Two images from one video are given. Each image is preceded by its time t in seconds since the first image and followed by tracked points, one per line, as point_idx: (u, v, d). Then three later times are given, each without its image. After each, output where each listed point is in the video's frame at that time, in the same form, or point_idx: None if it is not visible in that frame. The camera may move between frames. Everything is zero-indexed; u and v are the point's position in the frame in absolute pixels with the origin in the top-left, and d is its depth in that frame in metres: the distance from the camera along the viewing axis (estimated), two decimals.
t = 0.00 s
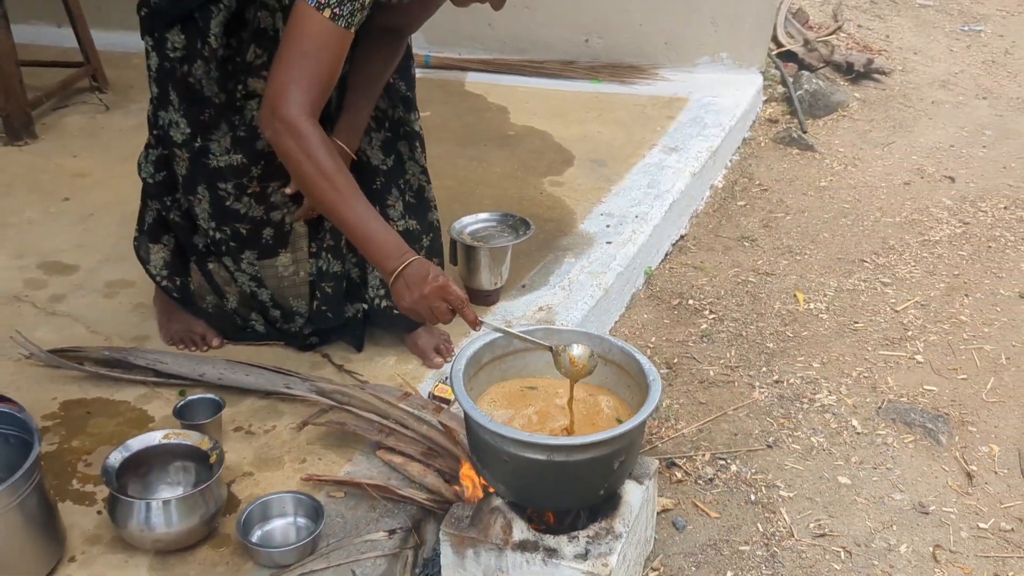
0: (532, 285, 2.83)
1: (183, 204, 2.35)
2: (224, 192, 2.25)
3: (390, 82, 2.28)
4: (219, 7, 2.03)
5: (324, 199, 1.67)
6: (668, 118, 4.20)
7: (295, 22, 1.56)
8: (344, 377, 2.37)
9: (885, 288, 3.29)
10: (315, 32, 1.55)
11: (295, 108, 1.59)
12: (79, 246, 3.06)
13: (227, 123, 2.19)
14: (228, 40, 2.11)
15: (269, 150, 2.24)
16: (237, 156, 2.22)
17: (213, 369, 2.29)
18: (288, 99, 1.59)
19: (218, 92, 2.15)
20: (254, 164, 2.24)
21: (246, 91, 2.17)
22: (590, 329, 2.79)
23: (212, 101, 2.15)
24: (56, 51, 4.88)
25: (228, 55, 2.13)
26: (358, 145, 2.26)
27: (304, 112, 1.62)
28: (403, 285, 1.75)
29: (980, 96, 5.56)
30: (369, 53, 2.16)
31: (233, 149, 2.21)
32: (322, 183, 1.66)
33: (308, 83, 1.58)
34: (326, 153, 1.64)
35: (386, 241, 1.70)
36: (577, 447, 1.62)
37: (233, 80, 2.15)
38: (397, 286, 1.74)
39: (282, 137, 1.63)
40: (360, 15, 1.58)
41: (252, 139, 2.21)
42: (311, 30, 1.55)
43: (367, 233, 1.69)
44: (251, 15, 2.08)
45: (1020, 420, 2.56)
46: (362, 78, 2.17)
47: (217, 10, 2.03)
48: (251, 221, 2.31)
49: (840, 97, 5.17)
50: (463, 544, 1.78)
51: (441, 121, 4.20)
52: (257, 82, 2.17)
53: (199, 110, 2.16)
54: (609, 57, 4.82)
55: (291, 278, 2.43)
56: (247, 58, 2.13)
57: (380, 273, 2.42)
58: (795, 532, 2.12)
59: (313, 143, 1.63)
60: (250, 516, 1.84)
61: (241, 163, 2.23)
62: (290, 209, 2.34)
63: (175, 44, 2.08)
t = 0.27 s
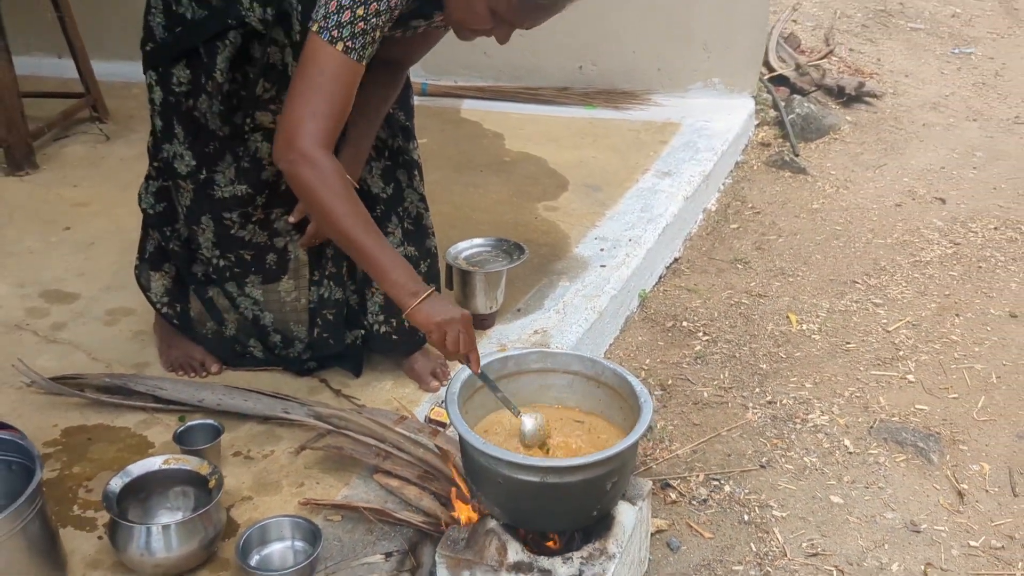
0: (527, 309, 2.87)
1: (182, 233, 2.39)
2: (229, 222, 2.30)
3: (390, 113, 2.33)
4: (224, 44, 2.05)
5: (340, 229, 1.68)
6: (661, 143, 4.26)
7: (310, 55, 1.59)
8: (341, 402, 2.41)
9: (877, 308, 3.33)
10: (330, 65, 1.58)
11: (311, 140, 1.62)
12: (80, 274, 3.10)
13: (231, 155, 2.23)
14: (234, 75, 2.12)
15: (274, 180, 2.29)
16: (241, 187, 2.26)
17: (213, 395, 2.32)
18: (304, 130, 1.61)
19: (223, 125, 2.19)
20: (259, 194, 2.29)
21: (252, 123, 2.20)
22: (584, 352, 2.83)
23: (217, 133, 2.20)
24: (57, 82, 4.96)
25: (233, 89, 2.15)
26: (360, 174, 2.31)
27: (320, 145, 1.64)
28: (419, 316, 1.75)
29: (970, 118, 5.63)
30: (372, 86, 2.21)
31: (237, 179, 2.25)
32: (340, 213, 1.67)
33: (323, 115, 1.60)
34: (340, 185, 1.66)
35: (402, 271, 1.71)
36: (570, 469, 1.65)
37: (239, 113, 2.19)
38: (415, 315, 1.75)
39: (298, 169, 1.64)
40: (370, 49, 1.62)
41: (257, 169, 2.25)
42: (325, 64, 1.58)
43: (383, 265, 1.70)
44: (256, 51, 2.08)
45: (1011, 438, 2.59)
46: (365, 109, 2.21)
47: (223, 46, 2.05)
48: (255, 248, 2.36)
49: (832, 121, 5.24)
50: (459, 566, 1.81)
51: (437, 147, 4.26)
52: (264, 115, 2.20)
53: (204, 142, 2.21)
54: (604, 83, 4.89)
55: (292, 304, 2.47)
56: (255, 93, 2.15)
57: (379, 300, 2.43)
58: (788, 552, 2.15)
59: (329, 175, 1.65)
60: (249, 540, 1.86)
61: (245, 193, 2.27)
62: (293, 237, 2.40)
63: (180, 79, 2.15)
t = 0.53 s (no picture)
0: (522, 332, 2.88)
1: (179, 260, 2.42)
2: (230, 250, 2.31)
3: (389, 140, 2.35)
4: (226, 74, 2.06)
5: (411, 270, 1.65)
6: (654, 166, 4.30)
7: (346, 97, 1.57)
8: (336, 427, 2.42)
9: (870, 329, 3.35)
10: (373, 100, 1.56)
11: (371, 180, 1.59)
12: (75, 301, 3.12)
13: (232, 184, 2.26)
14: (236, 106, 2.14)
15: (274, 209, 2.31)
16: (241, 216, 2.27)
17: (207, 421, 2.33)
18: (361, 174, 1.58)
19: (224, 154, 2.22)
20: (259, 223, 2.31)
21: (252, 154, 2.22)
22: (579, 375, 2.84)
23: (218, 162, 2.23)
24: (54, 109, 4.99)
25: (235, 119, 2.17)
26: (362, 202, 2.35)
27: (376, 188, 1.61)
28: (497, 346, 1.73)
29: (961, 140, 5.68)
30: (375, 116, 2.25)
31: (238, 209, 2.27)
32: (409, 252, 1.64)
33: (375, 152, 1.58)
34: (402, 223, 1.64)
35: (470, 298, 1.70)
36: (564, 491, 1.66)
37: (242, 143, 2.21)
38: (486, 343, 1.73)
39: (363, 214, 1.61)
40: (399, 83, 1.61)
41: (258, 199, 2.26)
42: (367, 100, 1.56)
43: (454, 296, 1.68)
44: (258, 83, 2.09)
45: (1006, 458, 2.60)
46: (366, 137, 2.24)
47: (225, 77, 2.07)
48: (255, 274, 2.37)
49: (824, 143, 5.28)
50: None
51: (432, 172, 4.29)
52: (268, 150, 2.18)
53: (205, 171, 2.25)
54: (598, 107, 4.93)
55: (291, 333, 2.46)
56: (264, 126, 2.13)
57: (379, 326, 2.44)
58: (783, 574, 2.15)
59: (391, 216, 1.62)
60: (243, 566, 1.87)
61: (246, 222, 2.28)
62: (293, 265, 2.42)
63: (182, 109, 2.19)
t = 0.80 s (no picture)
0: (516, 369, 2.91)
1: (175, 304, 2.45)
2: (226, 294, 2.34)
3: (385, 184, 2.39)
4: (225, 124, 2.12)
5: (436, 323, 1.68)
6: (645, 201, 4.35)
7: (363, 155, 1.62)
8: (332, 468, 2.43)
9: (861, 361, 3.39)
10: (388, 154, 1.62)
11: (393, 232, 1.62)
12: (71, 343, 3.14)
13: (229, 230, 2.29)
14: (236, 154, 2.18)
15: (270, 254, 2.33)
16: (238, 260, 2.30)
17: (204, 463, 2.34)
18: (383, 227, 1.62)
19: (221, 201, 2.25)
20: (256, 268, 2.33)
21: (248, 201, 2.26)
22: (573, 412, 2.86)
23: (215, 208, 2.27)
24: (50, 150, 5.04)
25: (235, 167, 2.21)
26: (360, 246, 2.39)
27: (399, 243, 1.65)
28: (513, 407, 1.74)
29: (948, 171, 5.76)
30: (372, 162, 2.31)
31: (234, 254, 2.30)
32: (431, 304, 1.67)
33: (395, 204, 1.63)
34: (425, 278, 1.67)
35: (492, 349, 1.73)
36: (559, 532, 1.67)
37: (240, 190, 2.25)
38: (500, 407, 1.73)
39: (389, 267, 1.64)
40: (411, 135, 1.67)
41: (254, 244, 2.30)
42: (383, 154, 1.61)
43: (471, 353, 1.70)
44: (258, 131, 2.15)
45: (998, 490, 2.62)
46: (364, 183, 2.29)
47: (224, 126, 2.12)
48: (250, 319, 2.39)
49: (813, 175, 5.35)
50: None
51: (425, 209, 4.33)
52: (264, 195, 2.25)
53: (202, 216, 2.28)
54: (588, 142, 4.97)
55: (287, 375, 2.48)
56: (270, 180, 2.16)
57: (377, 367, 2.45)
58: None
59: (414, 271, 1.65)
60: None
61: (242, 266, 2.31)
62: (290, 309, 2.43)
63: (180, 156, 2.23)
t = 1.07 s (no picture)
0: (511, 401, 2.91)
1: (169, 342, 2.47)
2: (222, 329, 2.35)
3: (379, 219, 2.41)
4: (219, 161, 2.18)
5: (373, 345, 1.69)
6: (638, 233, 4.38)
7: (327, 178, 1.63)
8: (328, 504, 2.43)
9: (855, 389, 3.41)
10: (353, 181, 1.62)
11: (342, 258, 1.62)
12: (66, 380, 3.13)
13: (224, 266, 2.32)
14: (230, 190, 2.24)
15: (266, 289, 2.35)
16: (233, 296, 2.32)
17: (199, 500, 2.33)
18: (331, 252, 1.61)
19: (216, 238, 2.29)
20: (252, 303, 2.34)
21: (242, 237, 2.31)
22: (569, 443, 2.86)
23: (211, 246, 2.29)
24: (45, 188, 5.07)
25: (229, 204, 2.26)
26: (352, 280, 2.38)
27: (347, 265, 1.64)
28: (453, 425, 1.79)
29: (939, 199, 5.81)
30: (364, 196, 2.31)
31: (229, 290, 2.32)
32: (374, 329, 1.68)
33: (350, 232, 1.62)
34: (370, 300, 1.67)
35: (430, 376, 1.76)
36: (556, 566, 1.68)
37: (234, 227, 2.29)
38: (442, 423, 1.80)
39: (330, 289, 1.63)
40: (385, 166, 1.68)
41: (250, 280, 2.32)
42: (348, 182, 1.62)
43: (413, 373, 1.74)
44: (252, 167, 2.22)
45: (994, 518, 2.64)
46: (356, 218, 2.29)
47: (218, 163, 2.18)
48: (246, 354, 2.40)
49: (805, 205, 5.40)
50: None
51: (420, 242, 4.36)
52: (258, 230, 2.31)
53: (197, 254, 2.31)
54: (579, 174, 4.99)
55: (282, 411, 2.49)
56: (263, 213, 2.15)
57: (371, 402, 2.48)
58: None
59: (361, 294, 1.65)
60: None
61: (238, 302, 2.33)
62: (285, 343, 2.45)
63: (174, 195, 2.26)
